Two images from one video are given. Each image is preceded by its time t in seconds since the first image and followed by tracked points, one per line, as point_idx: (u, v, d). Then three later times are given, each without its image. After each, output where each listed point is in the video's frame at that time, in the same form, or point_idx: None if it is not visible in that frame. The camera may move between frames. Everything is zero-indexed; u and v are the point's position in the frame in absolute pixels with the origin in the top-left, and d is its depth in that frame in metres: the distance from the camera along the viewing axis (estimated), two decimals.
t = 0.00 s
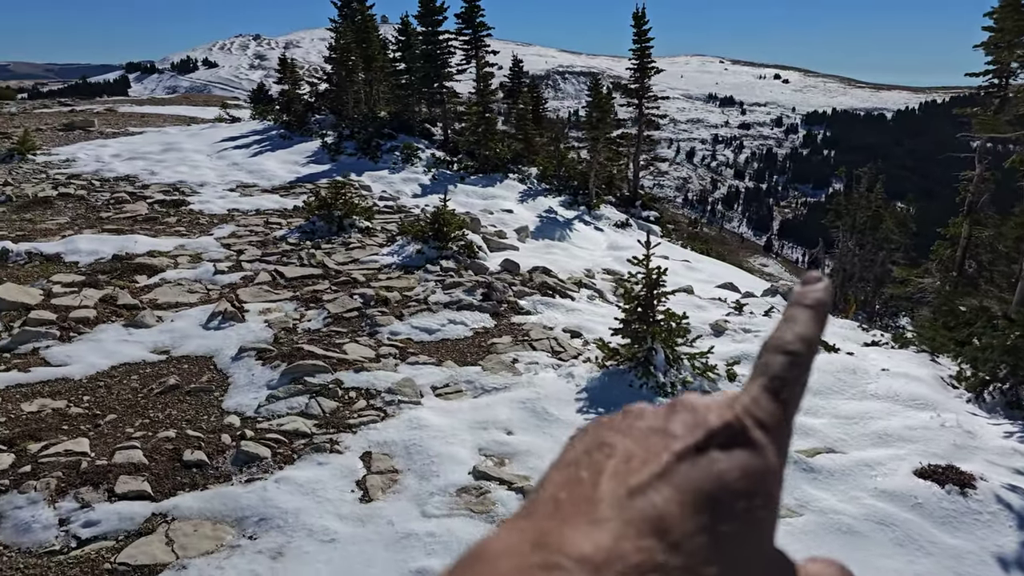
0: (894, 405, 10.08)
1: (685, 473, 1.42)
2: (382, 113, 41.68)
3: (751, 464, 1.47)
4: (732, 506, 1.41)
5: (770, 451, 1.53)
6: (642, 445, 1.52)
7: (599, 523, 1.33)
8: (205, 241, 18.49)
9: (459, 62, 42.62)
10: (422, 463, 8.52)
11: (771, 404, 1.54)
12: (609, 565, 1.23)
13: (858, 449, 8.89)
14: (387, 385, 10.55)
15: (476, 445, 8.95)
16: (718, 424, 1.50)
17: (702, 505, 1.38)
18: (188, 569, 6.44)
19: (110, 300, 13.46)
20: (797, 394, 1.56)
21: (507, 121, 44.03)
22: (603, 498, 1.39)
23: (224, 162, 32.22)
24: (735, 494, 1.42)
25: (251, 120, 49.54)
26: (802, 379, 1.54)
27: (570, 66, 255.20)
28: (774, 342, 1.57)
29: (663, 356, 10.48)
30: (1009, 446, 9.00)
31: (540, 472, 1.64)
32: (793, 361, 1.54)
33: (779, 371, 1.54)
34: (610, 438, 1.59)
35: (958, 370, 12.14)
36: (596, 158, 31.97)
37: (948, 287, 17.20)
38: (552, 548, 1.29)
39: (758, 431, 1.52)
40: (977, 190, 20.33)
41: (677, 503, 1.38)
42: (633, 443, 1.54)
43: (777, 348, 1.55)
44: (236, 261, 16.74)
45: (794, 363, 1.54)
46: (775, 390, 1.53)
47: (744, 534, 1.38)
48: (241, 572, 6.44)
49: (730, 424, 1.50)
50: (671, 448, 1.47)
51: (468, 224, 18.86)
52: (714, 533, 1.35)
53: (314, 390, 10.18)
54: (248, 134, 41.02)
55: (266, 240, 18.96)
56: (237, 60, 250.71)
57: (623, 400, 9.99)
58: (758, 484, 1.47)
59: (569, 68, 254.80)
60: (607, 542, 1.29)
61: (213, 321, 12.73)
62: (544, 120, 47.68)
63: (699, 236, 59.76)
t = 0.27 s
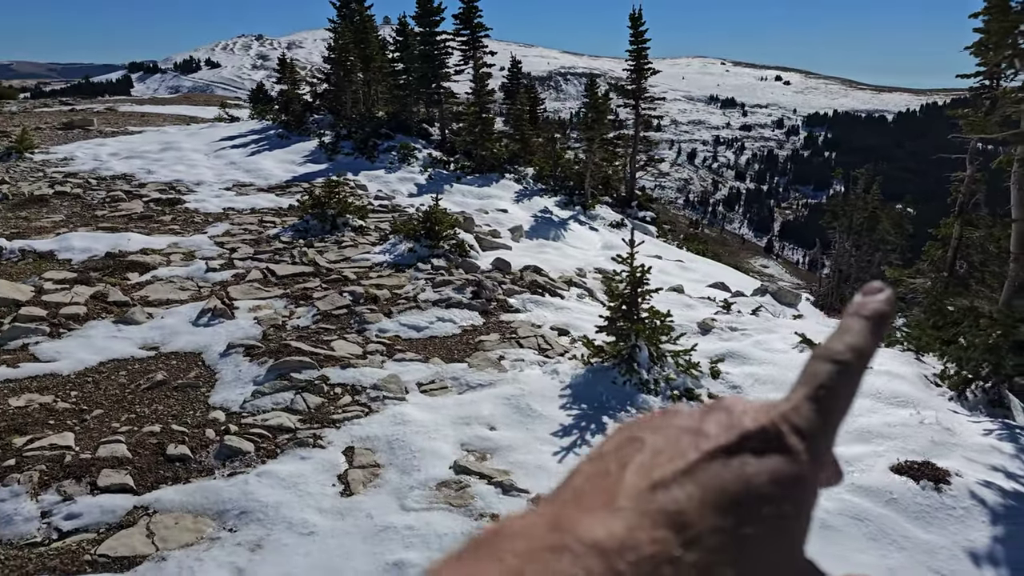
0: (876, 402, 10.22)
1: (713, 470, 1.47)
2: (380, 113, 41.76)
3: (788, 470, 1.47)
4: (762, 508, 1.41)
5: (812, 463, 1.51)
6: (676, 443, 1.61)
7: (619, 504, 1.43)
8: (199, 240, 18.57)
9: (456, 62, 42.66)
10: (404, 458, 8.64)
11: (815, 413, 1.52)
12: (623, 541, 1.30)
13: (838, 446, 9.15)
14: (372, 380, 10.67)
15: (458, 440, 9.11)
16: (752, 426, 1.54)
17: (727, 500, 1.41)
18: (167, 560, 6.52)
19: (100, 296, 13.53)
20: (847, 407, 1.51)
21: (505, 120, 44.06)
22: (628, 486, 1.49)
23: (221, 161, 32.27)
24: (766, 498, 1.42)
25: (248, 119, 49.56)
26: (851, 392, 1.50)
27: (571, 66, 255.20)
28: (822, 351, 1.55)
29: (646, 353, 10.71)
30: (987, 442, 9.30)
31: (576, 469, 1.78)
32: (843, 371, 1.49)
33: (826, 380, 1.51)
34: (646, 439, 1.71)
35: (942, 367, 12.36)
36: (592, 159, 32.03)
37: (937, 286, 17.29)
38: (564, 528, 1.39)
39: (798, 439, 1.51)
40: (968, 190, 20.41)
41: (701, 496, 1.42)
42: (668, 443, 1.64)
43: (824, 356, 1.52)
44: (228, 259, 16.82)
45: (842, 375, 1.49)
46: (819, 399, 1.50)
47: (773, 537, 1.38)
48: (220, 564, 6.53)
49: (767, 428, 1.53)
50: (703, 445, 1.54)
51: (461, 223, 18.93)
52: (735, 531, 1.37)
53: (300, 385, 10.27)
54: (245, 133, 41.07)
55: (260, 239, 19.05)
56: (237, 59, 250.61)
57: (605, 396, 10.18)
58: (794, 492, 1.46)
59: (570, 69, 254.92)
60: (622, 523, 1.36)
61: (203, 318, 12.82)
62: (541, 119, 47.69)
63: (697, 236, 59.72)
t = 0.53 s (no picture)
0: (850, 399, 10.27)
1: (732, 476, 1.58)
2: (368, 113, 41.69)
3: (806, 483, 1.57)
4: (776, 516, 1.50)
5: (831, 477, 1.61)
6: (703, 450, 1.75)
7: (639, 501, 1.56)
8: (183, 239, 18.50)
9: (445, 62, 42.67)
10: (381, 455, 8.72)
11: (840, 428, 1.66)
12: (636, 536, 1.42)
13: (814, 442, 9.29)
14: (352, 379, 10.74)
15: (436, 437, 9.22)
16: (775, 436, 1.67)
17: (742, 505, 1.51)
18: (140, 556, 6.54)
19: (80, 295, 13.46)
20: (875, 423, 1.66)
21: (493, 120, 44.08)
22: (649, 486, 1.62)
23: (207, 161, 32.12)
24: (781, 508, 1.51)
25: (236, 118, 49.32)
26: (880, 408, 1.67)
27: (562, 67, 255.67)
28: (857, 367, 1.75)
29: (625, 351, 10.94)
30: (956, 438, 9.61)
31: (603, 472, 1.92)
32: (874, 387, 1.68)
33: (856, 395, 1.67)
34: (675, 445, 1.84)
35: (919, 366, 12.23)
36: (580, 159, 32.10)
37: (917, 286, 17.53)
38: (586, 520, 1.53)
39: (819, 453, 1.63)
40: (948, 191, 20.65)
41: (718, 501, 1.52)
42: (693, 450, 1.77)
43: (858, 372, 1.72)
44: (212, 258, 16.77)
45: (874, 390, 1.68)
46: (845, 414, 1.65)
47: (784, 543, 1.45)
48: (195, 559, 6.56)
49: (791, 436, 1.66)
50: (725, 453, 1.66)
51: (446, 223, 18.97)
52: (748, 534, 1.45)
53: (280, 383, 10.31)
54: (233, 132, 40.89)
55: (244, 238, 19.00)
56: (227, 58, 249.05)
57: (583, 393, 10.39)
58: (811, 505, 1.55)
59: (561, 69, 255.36)
60: (638, 520, 1.48)
61: (184, 317, 12.81)
62: (531, 120, 47.72)
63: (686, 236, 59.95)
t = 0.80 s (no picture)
0: (813, 394, 10.42)
1: (732, 485, 1.30)
2: (343, 113, 41.40)
3: (806, 497, 1.31)
4: (776, 532, 1.23)
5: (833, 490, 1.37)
6: (695, 456, 1.48)
7: (632, 506, 1.28)
8: (152, 239, 18.16)
9: (420, 62, 42.58)
10: (349, 454, 8.69)
11: (844, 443, 1.44)
12: (630, 541, 1.16)
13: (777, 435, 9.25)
14: (322, 378, 10.68)
15: (405, 436, 9.25)
16: (777, 445, 1.42)
17: (744, 515, 1.24)
18: (103, 557, 6.41)
19: (45, 296, 13.13)
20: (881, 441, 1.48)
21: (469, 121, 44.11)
22: (641, 492, 1.33)
23: (178, 160, 31.56)
24: (782, 522, 1.24)
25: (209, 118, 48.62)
26: (884, 427, 1.50)
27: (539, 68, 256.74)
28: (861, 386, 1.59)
29: (595, 349, 11.13)
30: (914, 431, 9.93)
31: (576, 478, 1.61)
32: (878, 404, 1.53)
33: (858, 413, 1.51)
34: (669, 451, 1.56)
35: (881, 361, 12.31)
36: (555, 159, 32.21)
37: (881, 284, 18.00)
38: (577, 528, 1.26)
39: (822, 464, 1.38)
40: (911, 192, 21.24)
41: (715, 510, 1.24)
42: (690, 456, 1.48)
43: (860, 391, 1.57)
44: (182, 258, 16.49)
45: (875, 410, 1.53)
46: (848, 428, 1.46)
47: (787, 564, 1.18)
48: (158, 559, 6.46)
49: (791, 447, 1.42)
50: (725, 459, 1.39)
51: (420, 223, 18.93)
52: (745, 545, 1.19)
53: (248, 383, 10.20)
54: (205, 132, 40.27)
55: (215, 238, 18.71)
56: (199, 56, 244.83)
57: (553, 391, 10.55)
58: (807, 520, 1.29)
59: (538, 71, 256.35)
60: (631, 526, 1.21)
61: (151, 317, 12.59)
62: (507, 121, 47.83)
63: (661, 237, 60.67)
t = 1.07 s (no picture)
0: (765, 387, 10.76)
1: (743, 491, 1.26)
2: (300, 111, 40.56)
3: (822, 503, 1.24)
4: (786, 540, 1.18)
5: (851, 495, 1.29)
6: (706, 460, 1.43)
7: (637, 509, 1.25)
8: (99, 239, 17.42)
9: (379, 60, 42.05)
10: (304, 455, 8.51)
11: (860, 447, 1.34)
12: (631, 546, 1.14)
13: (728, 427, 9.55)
14: (276, 379, 10.44)
15: (361, 436, 9.14)
16: (790, 449, 1.36)
17: (754, 522, 1.19)
18: (45, 565, 6.12)
19: None
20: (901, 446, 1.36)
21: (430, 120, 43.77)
22: (645, 496, 1.31)
23: (127, 158, 30.38)
24: (791, 531, 1.19)
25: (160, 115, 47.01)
26: (903, 434, 1.36)
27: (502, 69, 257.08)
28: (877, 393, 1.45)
29: (553, 346, 11.23)
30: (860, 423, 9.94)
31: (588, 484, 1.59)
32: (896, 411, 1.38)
33: (879, 412, 1.38)
34: (676, 455, 1.52)
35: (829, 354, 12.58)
36: (515, 159, 32.17)
37: (831, 281, 18.61)
38: (578, 530, 1.25)
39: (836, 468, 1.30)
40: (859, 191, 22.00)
41: (722, 516, 1.21)
42: (697, 460, 1.44)
43: (876, 397, 1.41)
44: (130, 259, 15.86)
45: (894, 415, 1.37)
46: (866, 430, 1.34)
47: None
48: (103, 566, 6.19)
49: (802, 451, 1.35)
50: (733, 463, 1.35)
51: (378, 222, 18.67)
52: (751, 555, 1.14)
53: (199, 385, 9.88)
54: (155, 129, 38.87)
55: (166, 238, 18.06)
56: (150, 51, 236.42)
57: (512, 388, 10.61)
58: (821, 530, 1.22)
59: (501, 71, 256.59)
60: (634, 531, 1.19)
61: (98, 319, 12.08)
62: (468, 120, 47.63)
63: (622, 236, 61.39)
